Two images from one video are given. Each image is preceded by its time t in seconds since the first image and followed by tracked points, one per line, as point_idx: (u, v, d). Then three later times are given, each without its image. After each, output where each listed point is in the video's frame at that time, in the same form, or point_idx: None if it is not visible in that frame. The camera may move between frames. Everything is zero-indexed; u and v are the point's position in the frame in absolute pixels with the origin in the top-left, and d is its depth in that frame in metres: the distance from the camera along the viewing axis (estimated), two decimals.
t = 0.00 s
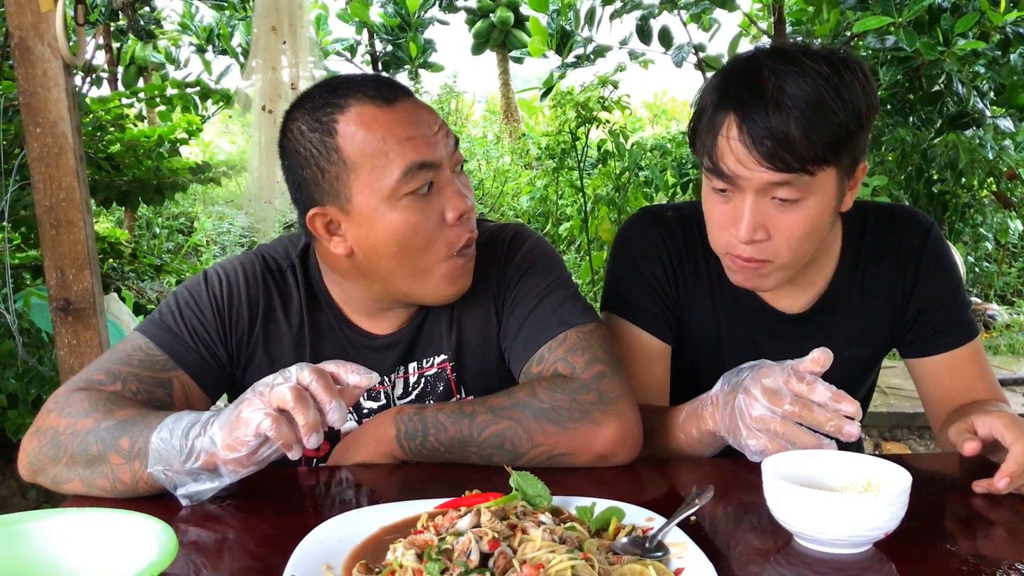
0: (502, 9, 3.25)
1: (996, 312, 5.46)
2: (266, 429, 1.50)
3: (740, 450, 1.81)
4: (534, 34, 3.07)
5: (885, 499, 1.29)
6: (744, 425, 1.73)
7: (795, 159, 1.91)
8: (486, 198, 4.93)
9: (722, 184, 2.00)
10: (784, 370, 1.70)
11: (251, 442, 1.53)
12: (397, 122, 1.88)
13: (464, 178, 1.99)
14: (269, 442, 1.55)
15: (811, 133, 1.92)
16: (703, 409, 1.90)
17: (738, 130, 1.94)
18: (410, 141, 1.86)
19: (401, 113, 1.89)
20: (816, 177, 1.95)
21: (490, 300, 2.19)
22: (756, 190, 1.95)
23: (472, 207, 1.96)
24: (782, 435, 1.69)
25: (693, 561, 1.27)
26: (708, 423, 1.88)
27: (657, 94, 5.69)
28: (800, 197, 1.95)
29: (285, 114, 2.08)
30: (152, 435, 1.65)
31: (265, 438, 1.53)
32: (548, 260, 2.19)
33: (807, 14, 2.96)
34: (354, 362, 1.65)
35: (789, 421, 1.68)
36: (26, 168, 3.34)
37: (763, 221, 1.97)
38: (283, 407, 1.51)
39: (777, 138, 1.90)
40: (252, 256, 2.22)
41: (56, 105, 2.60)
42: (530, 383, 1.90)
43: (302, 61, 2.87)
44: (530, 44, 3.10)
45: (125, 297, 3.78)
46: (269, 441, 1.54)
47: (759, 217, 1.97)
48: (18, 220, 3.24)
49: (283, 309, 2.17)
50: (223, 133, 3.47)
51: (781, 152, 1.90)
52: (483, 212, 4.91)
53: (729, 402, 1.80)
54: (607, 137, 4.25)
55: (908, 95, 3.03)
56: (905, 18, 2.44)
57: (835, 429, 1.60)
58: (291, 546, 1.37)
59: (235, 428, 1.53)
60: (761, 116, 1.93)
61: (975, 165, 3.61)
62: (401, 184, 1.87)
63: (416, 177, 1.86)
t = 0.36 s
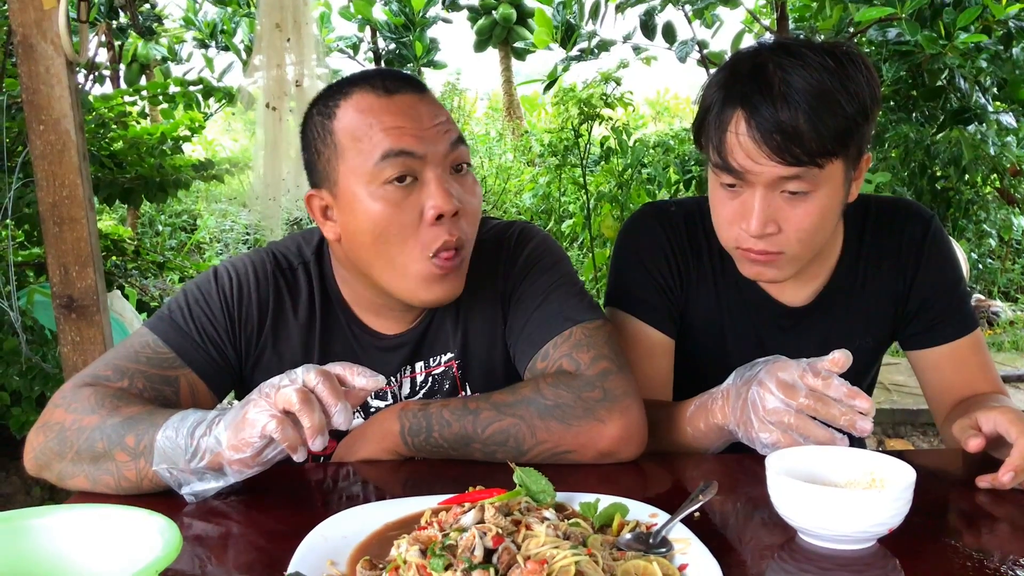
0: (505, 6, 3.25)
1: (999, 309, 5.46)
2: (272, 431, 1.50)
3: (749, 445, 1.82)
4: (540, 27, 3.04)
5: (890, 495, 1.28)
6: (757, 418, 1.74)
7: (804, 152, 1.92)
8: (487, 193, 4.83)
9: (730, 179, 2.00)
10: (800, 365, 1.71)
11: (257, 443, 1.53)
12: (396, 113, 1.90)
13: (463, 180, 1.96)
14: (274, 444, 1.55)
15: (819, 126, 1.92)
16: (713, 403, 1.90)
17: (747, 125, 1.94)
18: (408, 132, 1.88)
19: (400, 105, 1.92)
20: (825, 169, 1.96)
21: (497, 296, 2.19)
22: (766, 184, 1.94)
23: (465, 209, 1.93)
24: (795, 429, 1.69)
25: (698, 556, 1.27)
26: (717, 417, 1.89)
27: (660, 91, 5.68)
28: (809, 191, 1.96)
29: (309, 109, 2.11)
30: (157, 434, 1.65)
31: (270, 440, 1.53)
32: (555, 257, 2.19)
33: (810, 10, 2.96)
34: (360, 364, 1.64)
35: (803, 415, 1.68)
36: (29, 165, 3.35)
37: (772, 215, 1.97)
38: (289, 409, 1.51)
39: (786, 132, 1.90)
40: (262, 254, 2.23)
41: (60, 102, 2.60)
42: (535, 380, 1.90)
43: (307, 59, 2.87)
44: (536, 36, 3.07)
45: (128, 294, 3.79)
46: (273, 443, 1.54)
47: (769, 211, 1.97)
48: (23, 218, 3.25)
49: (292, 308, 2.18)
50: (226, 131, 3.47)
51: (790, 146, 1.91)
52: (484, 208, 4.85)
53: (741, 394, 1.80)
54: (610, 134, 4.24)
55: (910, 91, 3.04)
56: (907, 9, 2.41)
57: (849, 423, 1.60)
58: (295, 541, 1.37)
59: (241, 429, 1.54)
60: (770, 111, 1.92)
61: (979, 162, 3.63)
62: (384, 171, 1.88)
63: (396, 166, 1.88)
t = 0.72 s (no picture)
0: (507, 5, 3.20)
1: (1001, 308, 5.45)
2: (272, 434, 1.50)
3: (752, 443, 1.81)
4: (545, 24, 3.07)
5: (892, 494, 1.28)
6: (761, 416, 1.73)
7: (806, 138, 1.92)
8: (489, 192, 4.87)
9: (732, 166, 1.99)
10: (806, 365, 1.71)
11: (258, 445, 1.53)
12: (387, 102, 1.93)
13: (454, 172, 1.96)
14: (275, 446, 1.55)
15: (822, 113, 1.93)
16: (717, 402, 1.90)
17: (749, 111, 1.95)
18: (396, 121, 1.91)
19: (391, 95, 1.94)
20: (827, 157, 1.97)
21: (499, 294, 2.20)
22: (769, 171, 1.94)
23: (453, 197, 1.93)
24: (799, 428, 1.69)
25: (700, 555, 1.27)
26: (721, 416, 1.88)
27: (661, 89, 5.68)
28: (811, 178, 1.96)
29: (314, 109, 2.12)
30: (159, 433, 1.66)
31: (270, 442, 1.53)
32: (557, 255, 2.19)
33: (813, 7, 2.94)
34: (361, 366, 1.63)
35: (807, 414, 1.68)
36: (31, 164, 3.35)
37: (775, 204, 1.96)
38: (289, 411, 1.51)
39: (790, 117, 1.91)
40: (265, 252, 2.24)
41: (62, 101, 2.61)
42: (537, 379, 1.90)
43: (309, 58, 2.86)
44: (541, 35, 3.09)
45: (129, 293, 3.79)
46: (275, 446, 1.55)
47: (772, 199, 1.96)
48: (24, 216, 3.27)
49: (295, 307, 2.19)
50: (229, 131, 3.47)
51: (793, 132, 1.91)
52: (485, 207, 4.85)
53: (746, 392, 1.80)
54: (611, 132, 4.24)
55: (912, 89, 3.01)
56: (908, 8, 2.43)
57: (853, 422, 1.61)
58: (297, 540, 1.38)
59: (242, 431, 1.54)
60: (773, 97, 1.93)
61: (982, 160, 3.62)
62: (368, 156, 1.92)
63: (379, 151, 1.91)
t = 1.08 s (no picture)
0: (507, 6, 3.22)
1: (1000, 310, 5.46)
2: (270, 432, 1.50)
3: (751, 446, 1.82)
4: (545, 25, 3.08)
5: (890, 497, 1.28)
6: (760, 419, 1.74)
7: (801, 124, 1.94)
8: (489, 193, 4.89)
9: (727, 146, 2.03)
10: (803, 367, 1.70)
11: (256, 444, 1.53)
12: (376, 111, 1.93)
13: (437, 185, 1.94)
14: (273, 445, 1.55)
15: (819, 100, 1.95)
16: (716, 404, 1.90)
17: (748, 93, 1.97)
18: (378, 133, 1.90)
19: (380, 102, 1.94)
20: (821, 147, 1.98)
21: (498, 295, 2.20)
22: (761, 153, 1.97)
23: (431, 211, 1.92)
24: (797, 430, 1.69)
25: (699, 558, 1.27)
26: (719, 418, 1.88)
27: (661, 90, 5.68)
28: (804, 164, 1.97)
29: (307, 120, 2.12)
30: (157, 433, 1.65)
31: (268, 440, 1.53)
32: (557, 256, 2.20)
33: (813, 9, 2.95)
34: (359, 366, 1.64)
35: (806, 415, 1.68)
36: (31, 164, 3.35)
37: (763, 188, 1.97)
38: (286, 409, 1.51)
39: (788, 102, 1.93)
40: (264, 253, 2.24)
41: (62, 101, 2.61)
42: (536, 380, 1.90)
43: (310, 59, 2.86)
44: (542, 36, 3.11)
45: (129, 293, 3.79)
46: (272, 444, 1.54)
47: (762, 184, 1.97)
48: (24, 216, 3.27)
49: (293, 307, 2.19)
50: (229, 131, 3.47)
51: (790, 115, 1.93)
52: (486, 208, 4.86)
53: (744, 395, 1.80)
54: (611, 133, 4.24)
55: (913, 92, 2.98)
56: (908, 11, 2.44)
57: (851, 424, 1.60)
58: (296, 541, 1.38)
59: (240, 429, 1.53)
60: (773, 81, 1.96)
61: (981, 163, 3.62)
62: (350, 165, 1.92)
63: (361, 162, 1.91)
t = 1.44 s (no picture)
0: (507, 7, 3.24)
1: (1000, 312, 5.46)
2: (266, 431, 1.50)
3: (750, 446, 1.82)
4: (545, 27, 3.09)
5: (889, 498, 1.29)
6: (758, 418, 1.74)
7: (805, 124, 1.95)
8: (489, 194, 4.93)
9: (730, 145, 2.02)
10: (801, 366, 1.71)
11: (251, 444, 1.52)
12: (389, 148, 1.87)
13: (446, 227, 1.92)
14: (269, 444, 1.55)
15: (823, 101, 1.95)
16: (714, 405, 1.90)
17: (753, 91, 1.97)
18: (387, 173, 1.86)
19: (393, 136, 1.88)
20: (823, 149, 1.98)
21: (499, 296, 2.20)
22: (764, 151, 1.96)
23: (436, 252, 1.91)
24: (796, 429, 1.69)
25: (699, 558, 1.27)
26: (718, 419, 1.89)
27: (661, 92, 5.68)
28: (803, 166, 1.97)
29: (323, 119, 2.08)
30: (155, 432, 1.65)
31: (264, 439, 1.53)
32: (558, 258, 2.20)
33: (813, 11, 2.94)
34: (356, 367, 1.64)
35: (804, 415, 1.69)
36: (30, 164, 3.35)
37: (764, 186, 1.97)
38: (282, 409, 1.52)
39: (792, 101, 1.93)
40: (266, 254, 2.24)
41: (62, 101, 2.61)
42: (536, 381, 1.91)
43: (311, 61, 2.86)
44: (541, 37, 3.11)
45: (129, 293, 3.79)
46: (268, 443, 1.54)
47: (761, 182, 1.97)
48: (23, 216, 3.27)
49: (295, 308, 2.19)
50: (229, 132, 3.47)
51: (794, 114, 1.93)
52: (485, 209, 4.87)
53: (742, 396, 1.81)
54: (611, 135, 4.25)
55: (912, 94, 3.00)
56: (909, 13, 2.44)
57: (849, 422, 1.61)
58: (295, 543, 1.38)
59: (236, 428, 1.53)
60: (779, 81, 1.96)
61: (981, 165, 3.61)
62: (359, 202, 1.88)
63: (370, 202, 1.86)
